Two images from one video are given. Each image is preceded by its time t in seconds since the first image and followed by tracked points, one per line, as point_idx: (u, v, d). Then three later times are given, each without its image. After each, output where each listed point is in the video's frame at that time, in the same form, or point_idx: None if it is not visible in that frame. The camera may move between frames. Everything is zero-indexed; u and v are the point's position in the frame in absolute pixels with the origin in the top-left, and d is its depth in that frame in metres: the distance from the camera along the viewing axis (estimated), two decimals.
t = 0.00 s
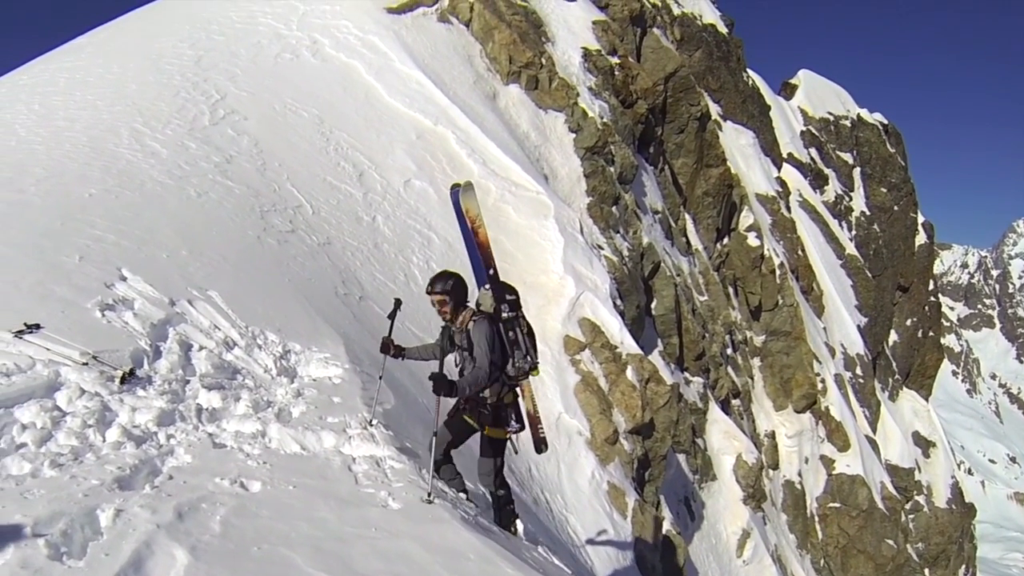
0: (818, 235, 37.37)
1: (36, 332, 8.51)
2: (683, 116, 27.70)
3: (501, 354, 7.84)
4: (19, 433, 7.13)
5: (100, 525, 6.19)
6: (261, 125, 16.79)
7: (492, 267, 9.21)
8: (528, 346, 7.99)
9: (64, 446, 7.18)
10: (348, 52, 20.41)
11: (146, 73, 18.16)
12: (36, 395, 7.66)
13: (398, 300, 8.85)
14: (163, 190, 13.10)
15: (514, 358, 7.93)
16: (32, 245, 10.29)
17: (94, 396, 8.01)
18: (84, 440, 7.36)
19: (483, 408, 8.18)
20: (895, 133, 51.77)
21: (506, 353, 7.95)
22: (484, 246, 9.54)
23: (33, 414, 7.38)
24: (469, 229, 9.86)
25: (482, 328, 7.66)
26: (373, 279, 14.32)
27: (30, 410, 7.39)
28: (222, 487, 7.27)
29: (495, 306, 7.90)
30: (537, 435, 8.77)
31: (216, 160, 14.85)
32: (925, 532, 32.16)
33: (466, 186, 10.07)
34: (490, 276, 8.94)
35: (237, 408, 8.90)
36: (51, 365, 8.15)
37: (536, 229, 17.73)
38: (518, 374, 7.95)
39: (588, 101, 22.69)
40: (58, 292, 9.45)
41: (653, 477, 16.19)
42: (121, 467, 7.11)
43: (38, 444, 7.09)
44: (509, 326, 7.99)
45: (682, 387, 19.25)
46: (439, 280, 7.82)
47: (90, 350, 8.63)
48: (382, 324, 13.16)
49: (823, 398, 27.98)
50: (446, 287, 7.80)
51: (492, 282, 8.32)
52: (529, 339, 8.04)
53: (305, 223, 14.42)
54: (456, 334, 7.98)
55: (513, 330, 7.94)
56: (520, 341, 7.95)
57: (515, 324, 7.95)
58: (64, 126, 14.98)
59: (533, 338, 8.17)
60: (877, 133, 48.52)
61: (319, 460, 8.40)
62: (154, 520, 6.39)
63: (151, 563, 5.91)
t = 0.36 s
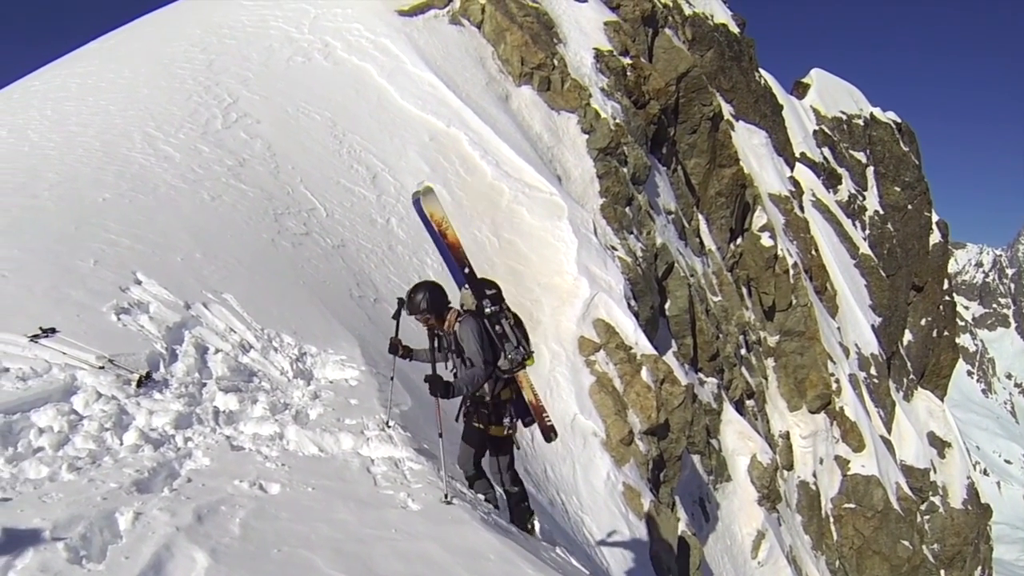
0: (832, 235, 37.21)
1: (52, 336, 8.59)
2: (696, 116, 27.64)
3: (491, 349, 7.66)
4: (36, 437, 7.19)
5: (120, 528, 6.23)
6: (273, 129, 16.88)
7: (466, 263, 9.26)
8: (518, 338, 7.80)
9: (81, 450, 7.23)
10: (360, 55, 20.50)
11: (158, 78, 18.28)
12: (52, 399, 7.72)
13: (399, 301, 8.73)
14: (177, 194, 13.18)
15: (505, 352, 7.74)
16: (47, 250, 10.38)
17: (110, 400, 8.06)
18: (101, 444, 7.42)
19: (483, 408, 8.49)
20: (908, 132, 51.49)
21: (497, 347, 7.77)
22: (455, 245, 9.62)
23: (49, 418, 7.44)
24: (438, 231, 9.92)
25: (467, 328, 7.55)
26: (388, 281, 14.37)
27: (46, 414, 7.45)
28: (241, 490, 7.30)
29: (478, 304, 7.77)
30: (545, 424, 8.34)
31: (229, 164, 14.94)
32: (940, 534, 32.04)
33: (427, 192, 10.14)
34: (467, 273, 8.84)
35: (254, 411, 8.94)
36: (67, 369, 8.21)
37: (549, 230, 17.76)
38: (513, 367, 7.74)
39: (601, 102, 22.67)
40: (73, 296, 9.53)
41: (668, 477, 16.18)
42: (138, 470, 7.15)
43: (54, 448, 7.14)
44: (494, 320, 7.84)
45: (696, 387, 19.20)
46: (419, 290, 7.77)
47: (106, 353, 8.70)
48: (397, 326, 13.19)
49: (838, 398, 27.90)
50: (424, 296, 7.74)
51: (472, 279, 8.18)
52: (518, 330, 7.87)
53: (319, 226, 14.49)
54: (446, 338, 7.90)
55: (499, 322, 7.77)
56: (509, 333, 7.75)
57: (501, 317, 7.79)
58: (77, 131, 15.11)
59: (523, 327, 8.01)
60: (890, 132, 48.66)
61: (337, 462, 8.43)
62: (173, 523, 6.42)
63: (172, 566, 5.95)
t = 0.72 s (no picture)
0: (839, 237, 37.12)
1: (60, 338, 8.61)
2: (703, 118, 27.60)
3: (488, 343, 7.55)
4: (46, 439, 7.19)
5: (129, 531, 6.24)
6: (282, 131, 16.92)
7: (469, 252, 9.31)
8: (515, 332, 7.68)
9: (91, 452, 7.24)
10: (368, 58, 20.55)
11: (167, 80, 18.35)
12: (61, 401, 7.73)
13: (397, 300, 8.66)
14: (185, 196, 13.22)
15: (503, 345, 7.60)
16: (56, 252, 10.42)
17: (119, 402, 8.07)
18: (110, 446, 7.43)
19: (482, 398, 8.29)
20: (916, 133, 51.37)
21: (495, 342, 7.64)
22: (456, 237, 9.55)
23: (59, 420, 7.45)
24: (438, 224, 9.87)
25: (466, 319, 7.51)
26: (396, 283, 14.39)
27: (55, 416, 7.46)
28: (250, 493, 7.31)
29: (475, 297, 7.74)
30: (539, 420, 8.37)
31: (238, 166, 14.98)
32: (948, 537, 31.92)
33: (428, 185, 10.14)
34: (466, 263, 8.84)
35: (262, 414, 8.95)
36: (76, 371, 8.23)
37: (558, 233, 17.76)
38: (510, 361, 7.58)
39: (608, 104, 22.65)
40: (82, 298, 9.57)
41: (675, 480, 16.18)
42: (148, 473, 7.16)
43: (64, 450, 7.16)
44: (492, 313, 7.75)
45: (704, 390, 19.17)
46: (417, 282, 7.83)
47: (115, 355, 8.72)
48: (405, 329, 13.19)
49: (845, 400, 27.84)
50: (424, 288, 7.78)
51: (471, 274, 8.21)
52: (515, 326, 7.75)
53: (328, 229, 14.52)
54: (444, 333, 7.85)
55: (496, 316, 7.67)
56: (506, 327, 7.64)
57: (498, 311, 7.70)
58: (85, 133, 15.18)
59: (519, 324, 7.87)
60: (897, 133, 48.62)
61: (347, 465, 8.44)
62: (182, 526, 6.43)
63: (182, 568, 5.95)
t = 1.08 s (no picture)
0: (844, 240, 37.08)
1: (66, 341, 8.63)
2: (708, 122, 27.59)
3: (480, 344, 7.43)
4: (51, 442, 7.20)
5: (135, 534, 6.24)
6: (287, 134, 16.95)
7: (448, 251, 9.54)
8: (504, 329, 7.65)
9: (96, 455, 7.26)
10: (374, 61, 20.59)
11: (173, 83, 18.39)
12: (67, 404, 7.74)
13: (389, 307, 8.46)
14: (191, 199, 13.24)
15: (494, 345, 7.51)
16: (61, 255, 10.44)
17: (125, 405, 8.08)
18: (116, 449, 7.44)
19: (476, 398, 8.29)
20: (921, 137, 51.30)
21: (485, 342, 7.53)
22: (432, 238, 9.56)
23: (64, 423, 7.47)
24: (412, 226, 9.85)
25: (456, 323, 7.37)
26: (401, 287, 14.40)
27: (61, 419, 7.47)
28: (256, 496, 7.31)
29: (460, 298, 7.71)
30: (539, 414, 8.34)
31: (243, 169, 15.01)
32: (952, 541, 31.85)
33: (399, 190, 10.21)
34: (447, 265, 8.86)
35: (267, 417, 8.94)
36: (82, 373, 8.24)
37: (563, 237, 17.79)
38: (503, 360, 7.49)
39: (614, 108, 22.65)
40: (88, 301, 9.58)
41: (680, 485, 16.16)
42: (154, 476, 7.17)
43: (69, 453, 7.16)
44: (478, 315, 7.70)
45: (708, 394, 19.14)
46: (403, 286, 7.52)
47: (121, 358, 8.74)
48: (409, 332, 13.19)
49: (850, 405, 27.80)
50: (412, 290, 7.50)
51: (452, 276, 8.24)
52: (502, 323, 7.73)
53: (333, 232, 14.54)
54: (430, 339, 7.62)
55: (484, 315, 7.63)
56: (495, 325, 7.60)
57: (485, 310, 7.68)
58: (91, 135, 15.22)
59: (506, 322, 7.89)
60: (902, 137, 48.58)
61: (353, 469, 8.43)
62: (188, 529, 6.43)
63: (188, 572, 5.95)
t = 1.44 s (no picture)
0: (852, 245, 36.99)
1: (75, 344, 8.68)
2: (716, 127, 27.56)
3: (477, 324, 7.28)
4: (61, 445, 7.23)
5: (145, 538, 6.25)
6: (296, 138, 17.01)
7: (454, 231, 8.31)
8: (505, 311, 7.40)
9: (106, 459, 7.29)
10: (383, 66, 20.65)
11: (182, 87, 18.47)
12: (77, 407, 7.77)
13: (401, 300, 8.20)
14: (199, 203, 13.30)
15: (491, 325, 7.32)
16: (71, 259, 10.50)
17: (134, 409, 8.11)
18: (127, 453, 7.47)
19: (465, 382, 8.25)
20: (929, 142, 51.17)
21: (483, 322, 7.36)
22: (440, 210, 8.53)
23: (74, 426, 7.49)
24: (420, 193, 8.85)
25: (453, 300, 7.22)
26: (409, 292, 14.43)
27: (71, 422, 7.51)
28: (265, 501, 7.33)
29: (461, 274, 7.34)
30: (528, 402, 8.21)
31: (252, 173, 15.07)
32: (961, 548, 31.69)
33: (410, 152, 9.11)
34: (452, 241, 7.95)
35: (276, 422, 8.96)
36: (91, 377, 8.28)
37: (571, 242, 17.79)
38: (499, 342, 7.31)
39: (622, 113, 22.65)
40: (97, 305, 9.62)
41: (687, 490, 16.11)
42: (164, 480, 7.19)
43: (79, 456, 7.19)
44: (480, 292, 7.43)
45: (717, 400, 19.11)
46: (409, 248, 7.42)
47: (130, 362, 8.78)
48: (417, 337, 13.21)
49: (858, 411, 27.73)
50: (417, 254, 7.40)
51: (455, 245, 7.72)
52: (504, 304, 7.46)
53: (341, 237, 14.57)
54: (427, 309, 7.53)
55: (485, 294, 7.38)
56: (495, 306, 7.37)
57: (486, 289, 7.40)
58: (100, 139, 15.30)
59: (509, 301, 7.61)
60: (911, 142, 48.47)
61: (362, 474, 8.44)
62: (199, 533, 6.46)
63: None
